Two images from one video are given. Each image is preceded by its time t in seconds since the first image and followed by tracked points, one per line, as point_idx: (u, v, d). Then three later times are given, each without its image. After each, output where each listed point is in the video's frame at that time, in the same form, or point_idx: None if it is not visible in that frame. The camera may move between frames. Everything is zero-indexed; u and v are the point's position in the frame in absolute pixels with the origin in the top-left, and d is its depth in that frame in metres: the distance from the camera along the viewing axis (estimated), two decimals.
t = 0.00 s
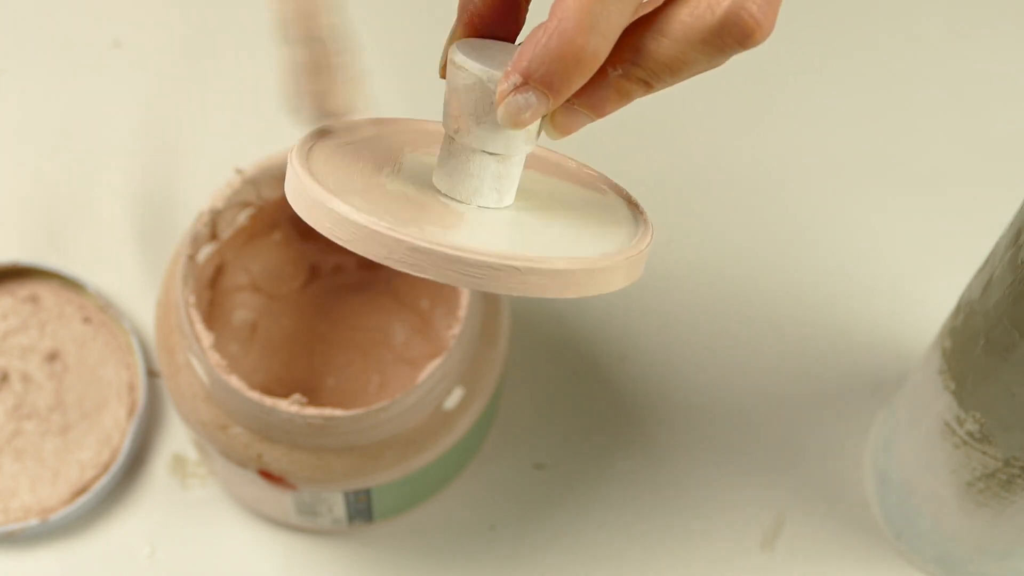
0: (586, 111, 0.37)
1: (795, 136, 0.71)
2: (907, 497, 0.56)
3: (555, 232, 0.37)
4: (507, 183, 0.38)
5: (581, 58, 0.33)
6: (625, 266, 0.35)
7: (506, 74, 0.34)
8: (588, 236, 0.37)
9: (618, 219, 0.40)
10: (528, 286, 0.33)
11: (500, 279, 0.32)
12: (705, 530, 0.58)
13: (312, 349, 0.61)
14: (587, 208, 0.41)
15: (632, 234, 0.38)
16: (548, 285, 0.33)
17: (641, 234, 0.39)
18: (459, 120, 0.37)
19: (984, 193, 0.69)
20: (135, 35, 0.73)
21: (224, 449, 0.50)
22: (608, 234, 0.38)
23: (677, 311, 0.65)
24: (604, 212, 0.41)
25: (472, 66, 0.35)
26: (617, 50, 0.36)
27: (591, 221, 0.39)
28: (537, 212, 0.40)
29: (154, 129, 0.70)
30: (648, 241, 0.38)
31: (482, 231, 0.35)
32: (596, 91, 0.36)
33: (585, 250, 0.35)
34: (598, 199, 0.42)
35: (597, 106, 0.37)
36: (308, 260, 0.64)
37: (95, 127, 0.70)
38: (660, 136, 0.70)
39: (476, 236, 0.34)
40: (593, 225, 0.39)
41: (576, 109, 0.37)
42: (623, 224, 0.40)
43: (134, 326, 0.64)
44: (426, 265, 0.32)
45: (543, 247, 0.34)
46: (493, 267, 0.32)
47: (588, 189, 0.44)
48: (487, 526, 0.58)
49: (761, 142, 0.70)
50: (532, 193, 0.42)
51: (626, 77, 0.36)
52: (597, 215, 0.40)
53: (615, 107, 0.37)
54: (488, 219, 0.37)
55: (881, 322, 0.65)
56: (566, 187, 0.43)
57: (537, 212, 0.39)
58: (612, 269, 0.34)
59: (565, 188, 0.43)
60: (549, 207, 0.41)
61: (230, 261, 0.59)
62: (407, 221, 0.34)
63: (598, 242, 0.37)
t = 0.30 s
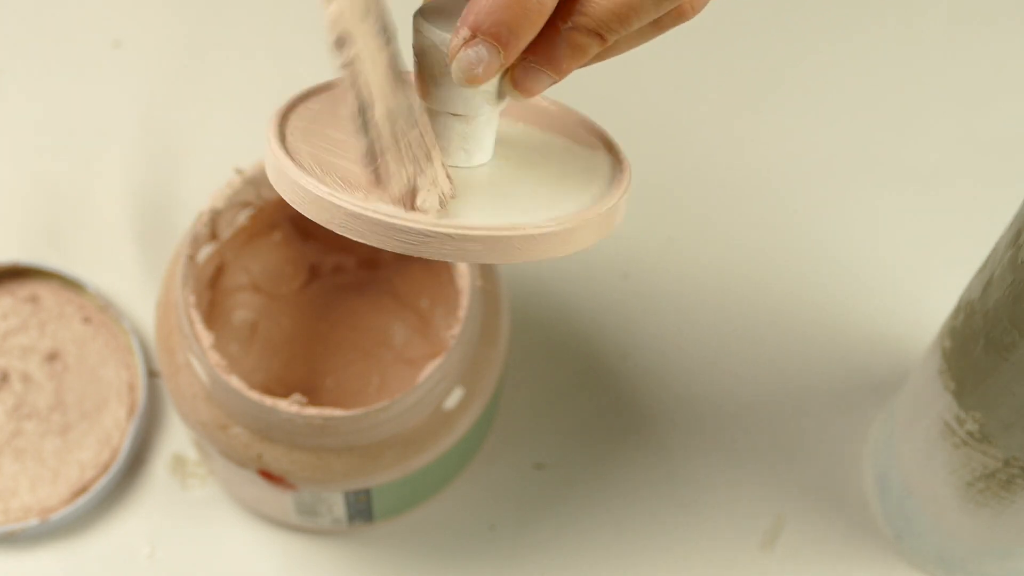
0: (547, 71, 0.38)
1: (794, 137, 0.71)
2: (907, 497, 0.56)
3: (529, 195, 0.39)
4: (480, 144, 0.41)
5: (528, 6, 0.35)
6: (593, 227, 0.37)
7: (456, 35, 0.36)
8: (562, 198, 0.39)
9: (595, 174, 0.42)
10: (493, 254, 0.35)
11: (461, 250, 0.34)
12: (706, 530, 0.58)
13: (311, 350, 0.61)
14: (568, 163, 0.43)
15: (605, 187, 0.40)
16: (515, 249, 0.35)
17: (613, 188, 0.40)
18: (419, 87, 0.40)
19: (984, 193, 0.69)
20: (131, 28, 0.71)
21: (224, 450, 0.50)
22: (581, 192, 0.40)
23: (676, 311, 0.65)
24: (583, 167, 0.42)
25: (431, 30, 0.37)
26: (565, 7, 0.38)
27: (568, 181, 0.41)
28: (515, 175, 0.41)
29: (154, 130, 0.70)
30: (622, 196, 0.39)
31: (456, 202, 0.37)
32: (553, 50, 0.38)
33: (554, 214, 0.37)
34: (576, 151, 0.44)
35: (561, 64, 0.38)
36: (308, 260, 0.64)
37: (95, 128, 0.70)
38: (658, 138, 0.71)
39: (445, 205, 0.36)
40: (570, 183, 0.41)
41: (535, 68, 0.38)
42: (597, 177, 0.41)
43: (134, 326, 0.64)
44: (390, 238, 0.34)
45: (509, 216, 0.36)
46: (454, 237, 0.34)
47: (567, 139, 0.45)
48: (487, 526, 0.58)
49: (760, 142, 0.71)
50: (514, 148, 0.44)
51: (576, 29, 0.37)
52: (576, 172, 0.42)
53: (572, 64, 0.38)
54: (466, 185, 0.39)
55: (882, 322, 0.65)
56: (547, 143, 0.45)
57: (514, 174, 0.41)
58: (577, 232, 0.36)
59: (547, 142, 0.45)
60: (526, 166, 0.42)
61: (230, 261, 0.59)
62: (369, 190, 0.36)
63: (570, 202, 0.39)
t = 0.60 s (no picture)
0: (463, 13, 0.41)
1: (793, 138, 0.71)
2: (907, 497, 0.56)
3: (487, 148, 0.41)
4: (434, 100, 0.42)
5: None
6: (549, 165, 0.39)
7: None
8: (521, 148, 0.41)
9: (551, 126, 0.44)
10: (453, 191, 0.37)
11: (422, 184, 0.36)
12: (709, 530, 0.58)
13: (311, 350, 0.60)
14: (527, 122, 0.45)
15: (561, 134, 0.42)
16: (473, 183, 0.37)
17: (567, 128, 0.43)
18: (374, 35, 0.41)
19: (985, 193, 0.69)
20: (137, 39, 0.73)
21: (224, 449, 0.50)
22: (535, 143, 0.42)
23: (678, 311, 0.65)
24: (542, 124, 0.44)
25: None
26: None
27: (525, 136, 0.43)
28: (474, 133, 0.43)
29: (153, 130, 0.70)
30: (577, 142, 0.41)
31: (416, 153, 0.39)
32: None
33: (510, 157, 0.39)
34: (534, 110, 0.46)
35: (476, 8, 0.41)
36: (308, 260, 0.63)
37: (95, 128, 0.70)
38: (657, 139, 0.71)
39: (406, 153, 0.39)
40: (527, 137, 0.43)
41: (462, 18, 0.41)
42: (552, 128, 0.43)
43: (134, 326, 0.64)
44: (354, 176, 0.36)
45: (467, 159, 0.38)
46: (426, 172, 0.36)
47: (524, 100, 0.48)
48: (486, 526, 0.58)
49: (759, 144, 0.71)
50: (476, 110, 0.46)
51: None
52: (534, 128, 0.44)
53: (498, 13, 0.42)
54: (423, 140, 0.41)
55: (883, 321, 0.65)
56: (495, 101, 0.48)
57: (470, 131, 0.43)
58: (533, 170, 0.38)
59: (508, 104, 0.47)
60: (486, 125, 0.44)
61: (230, 261, 0.59)
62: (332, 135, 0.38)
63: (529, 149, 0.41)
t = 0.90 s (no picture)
0: (439, 27, 0.39)
1: (793, 137, 0.71)
2: (907, 497, 0.56)
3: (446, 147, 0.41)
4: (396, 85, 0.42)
5: None
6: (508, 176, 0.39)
7: None
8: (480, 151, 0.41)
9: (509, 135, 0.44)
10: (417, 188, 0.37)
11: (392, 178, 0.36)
12: (709, 530, 0.59)
13: (311, 350, 0.60)
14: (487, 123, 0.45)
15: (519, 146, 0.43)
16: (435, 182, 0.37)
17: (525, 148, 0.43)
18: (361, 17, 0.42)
19: (985, 193, 0.69)
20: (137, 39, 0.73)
21: (223, 449, 0.50)
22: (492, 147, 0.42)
23: (677, 311, 0.65)
24: (502, 129, 0.45)
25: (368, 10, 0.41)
26: None
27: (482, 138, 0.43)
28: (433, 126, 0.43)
29: (153, 130, 0.70)
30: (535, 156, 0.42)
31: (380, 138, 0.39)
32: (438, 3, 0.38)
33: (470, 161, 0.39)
34: (494, 114, 0.46)
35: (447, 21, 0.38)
36: (308, 260, 0.62)
37: (95, 128, 0.70)
38: (657, 139, 0.71)
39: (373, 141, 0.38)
40: (487, 140, 0.43)
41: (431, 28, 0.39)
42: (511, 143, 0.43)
43: (135, 325, 0.64)
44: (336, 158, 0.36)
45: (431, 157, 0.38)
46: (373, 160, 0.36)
47: (490, 108, 0.47)
48: (486, 526, 0.59)
49: (759, 144, 0.71)
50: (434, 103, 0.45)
51: None
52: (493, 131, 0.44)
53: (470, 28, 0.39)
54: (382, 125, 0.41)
55: (883, 321, 0.65)
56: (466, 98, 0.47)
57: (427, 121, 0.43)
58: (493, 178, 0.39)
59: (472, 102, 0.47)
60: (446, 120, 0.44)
61: (229, 261, 0.59)
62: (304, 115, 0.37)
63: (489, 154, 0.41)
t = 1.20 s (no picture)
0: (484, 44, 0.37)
1: (793, 138, 0.71)
2: (907, 497, 0.56)
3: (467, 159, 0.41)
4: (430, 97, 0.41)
5: None
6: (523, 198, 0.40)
7: None
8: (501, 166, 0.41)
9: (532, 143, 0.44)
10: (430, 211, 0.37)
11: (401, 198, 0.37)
12: (710, 530, 0.59)
13: (311, 350, 0.60)
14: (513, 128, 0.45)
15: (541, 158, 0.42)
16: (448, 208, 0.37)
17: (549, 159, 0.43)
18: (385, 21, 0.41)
19: (985, 193, 0.69)
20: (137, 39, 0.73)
21: (224, 449, 0.50)
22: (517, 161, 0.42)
23: (677, 310, 0.65)
24: (526, 136, 0.44)
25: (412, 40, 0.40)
26: None
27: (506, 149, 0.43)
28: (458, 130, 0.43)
29: (154, 130, 0.70)
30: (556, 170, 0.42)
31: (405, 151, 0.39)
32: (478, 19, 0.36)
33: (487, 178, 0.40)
34: (520, 115, 0.46)
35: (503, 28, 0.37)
36: (308, 260, 0.62)
37: (95, 128, 0.70)
38: (658, 139, 0.71)
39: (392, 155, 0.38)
40: (509, 149, 0.43)
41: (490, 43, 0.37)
42: (535, 153, 0.43)
43: (135, 326, 0.64)
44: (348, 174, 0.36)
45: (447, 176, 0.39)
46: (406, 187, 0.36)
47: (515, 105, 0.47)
48: (486, 526, 0.59)
49: (759, 144, 0.71)
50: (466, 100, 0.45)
51: None
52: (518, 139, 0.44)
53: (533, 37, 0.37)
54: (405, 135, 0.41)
55: (884, 322, 0.65)
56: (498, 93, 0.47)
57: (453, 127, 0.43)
58: (508, 202, 0.39)
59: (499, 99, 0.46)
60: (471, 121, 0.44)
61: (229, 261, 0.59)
62: (323, 121, 0.38)
63: (510, 171, 0.41)
